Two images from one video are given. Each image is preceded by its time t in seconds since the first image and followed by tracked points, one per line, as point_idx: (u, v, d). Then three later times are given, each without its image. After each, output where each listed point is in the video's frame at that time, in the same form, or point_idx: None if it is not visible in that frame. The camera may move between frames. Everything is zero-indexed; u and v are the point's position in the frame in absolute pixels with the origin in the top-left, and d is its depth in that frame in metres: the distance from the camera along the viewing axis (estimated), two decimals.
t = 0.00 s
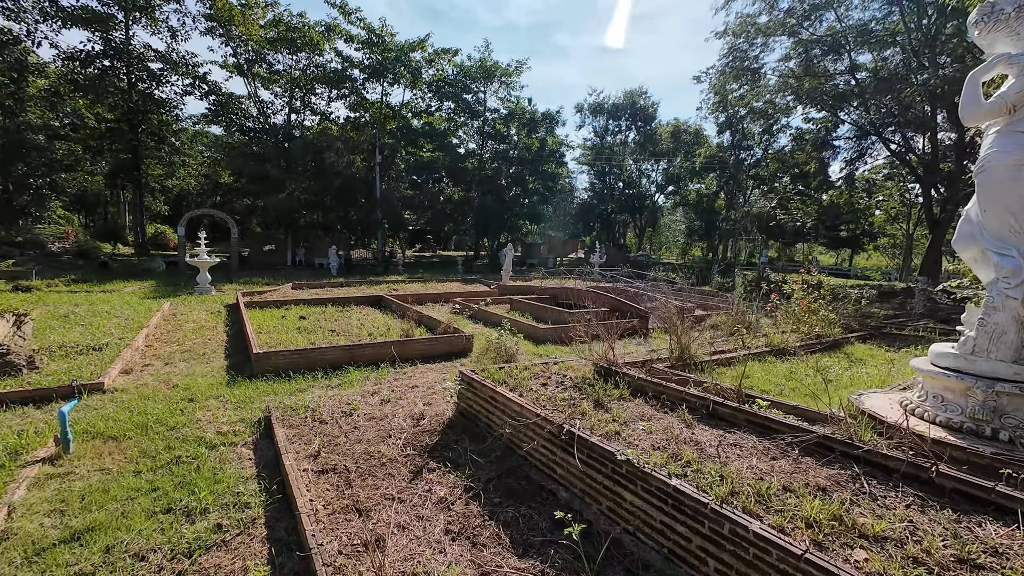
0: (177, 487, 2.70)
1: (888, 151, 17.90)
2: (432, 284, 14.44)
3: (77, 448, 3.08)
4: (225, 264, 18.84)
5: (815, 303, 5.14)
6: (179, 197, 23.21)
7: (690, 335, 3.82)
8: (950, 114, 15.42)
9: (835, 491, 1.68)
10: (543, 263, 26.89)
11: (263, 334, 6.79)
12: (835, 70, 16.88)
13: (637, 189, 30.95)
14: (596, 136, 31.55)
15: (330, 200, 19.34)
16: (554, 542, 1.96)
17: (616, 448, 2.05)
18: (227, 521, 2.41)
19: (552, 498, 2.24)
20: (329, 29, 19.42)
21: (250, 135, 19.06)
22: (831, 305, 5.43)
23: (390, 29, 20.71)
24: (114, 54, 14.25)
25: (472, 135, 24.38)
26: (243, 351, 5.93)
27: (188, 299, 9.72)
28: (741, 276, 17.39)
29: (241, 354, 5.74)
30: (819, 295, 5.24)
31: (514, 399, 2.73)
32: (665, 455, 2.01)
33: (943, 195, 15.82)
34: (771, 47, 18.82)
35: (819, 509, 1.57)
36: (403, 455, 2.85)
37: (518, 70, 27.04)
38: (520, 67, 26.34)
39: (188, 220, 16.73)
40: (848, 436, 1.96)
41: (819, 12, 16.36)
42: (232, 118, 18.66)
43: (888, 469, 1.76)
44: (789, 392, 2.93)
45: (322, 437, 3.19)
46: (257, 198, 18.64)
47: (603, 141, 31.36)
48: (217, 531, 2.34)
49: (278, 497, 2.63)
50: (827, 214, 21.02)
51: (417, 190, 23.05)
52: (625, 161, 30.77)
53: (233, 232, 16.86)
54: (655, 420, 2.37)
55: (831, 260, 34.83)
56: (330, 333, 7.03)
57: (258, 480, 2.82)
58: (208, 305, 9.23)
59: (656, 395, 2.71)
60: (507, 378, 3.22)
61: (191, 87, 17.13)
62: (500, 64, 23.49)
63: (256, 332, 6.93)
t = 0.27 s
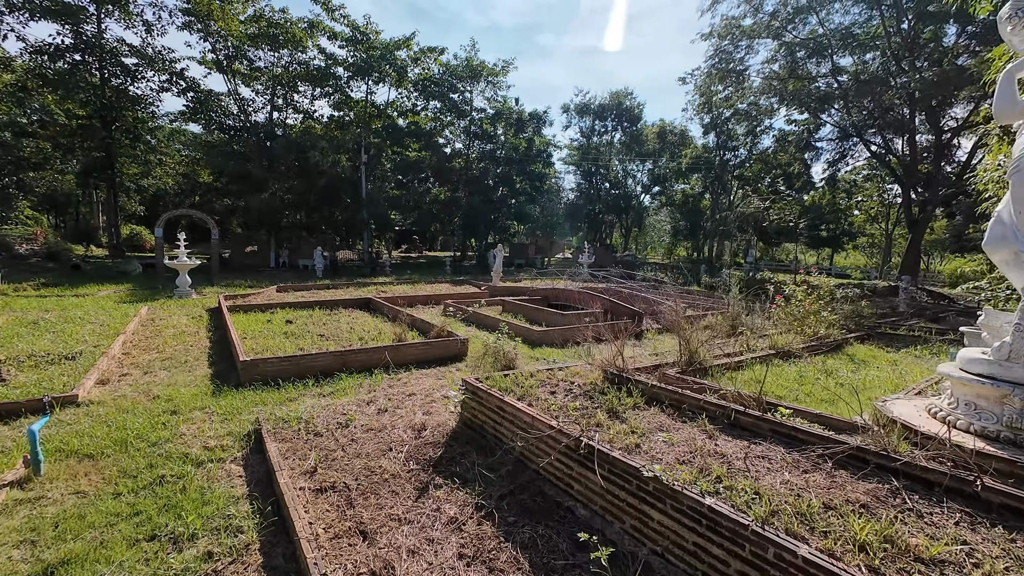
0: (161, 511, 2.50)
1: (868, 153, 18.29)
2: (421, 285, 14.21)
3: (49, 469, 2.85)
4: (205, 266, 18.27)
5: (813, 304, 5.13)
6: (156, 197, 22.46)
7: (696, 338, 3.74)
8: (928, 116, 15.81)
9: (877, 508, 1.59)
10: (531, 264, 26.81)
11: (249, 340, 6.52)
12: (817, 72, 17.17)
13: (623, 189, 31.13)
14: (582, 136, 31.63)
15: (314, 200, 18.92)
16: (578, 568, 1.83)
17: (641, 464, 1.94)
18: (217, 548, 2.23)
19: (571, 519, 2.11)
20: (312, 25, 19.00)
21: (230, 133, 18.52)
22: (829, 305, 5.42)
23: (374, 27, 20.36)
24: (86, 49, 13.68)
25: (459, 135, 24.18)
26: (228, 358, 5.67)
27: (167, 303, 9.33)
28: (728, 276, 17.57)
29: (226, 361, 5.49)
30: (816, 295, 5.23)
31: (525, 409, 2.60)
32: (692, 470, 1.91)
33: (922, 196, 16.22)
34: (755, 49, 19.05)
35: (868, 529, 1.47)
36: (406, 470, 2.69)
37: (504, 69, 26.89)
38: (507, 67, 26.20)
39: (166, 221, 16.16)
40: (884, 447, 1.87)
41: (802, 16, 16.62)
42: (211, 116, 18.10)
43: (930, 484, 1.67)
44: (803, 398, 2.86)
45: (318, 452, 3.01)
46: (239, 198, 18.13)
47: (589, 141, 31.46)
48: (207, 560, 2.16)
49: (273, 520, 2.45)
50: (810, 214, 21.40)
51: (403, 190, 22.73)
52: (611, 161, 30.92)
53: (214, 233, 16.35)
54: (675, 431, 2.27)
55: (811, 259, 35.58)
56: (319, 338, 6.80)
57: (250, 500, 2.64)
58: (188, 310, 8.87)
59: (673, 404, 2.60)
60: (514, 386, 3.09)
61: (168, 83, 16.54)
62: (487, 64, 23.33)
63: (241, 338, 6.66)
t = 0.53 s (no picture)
0: (142, 537, 2.31)
1: (850, 155, 18.66)
2: (410, 287, 13.99)
3: (16, 492, 2.63)
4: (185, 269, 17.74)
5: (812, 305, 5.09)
6: (133, 198, 21.78)
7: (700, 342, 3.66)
8: (907, 119, 16.18)
9: (913, 524, 1.51)
10: (520, 265, 26.71)
11: (233, 346, 6.28)
12: (801, 75, 17.44)
13: (611, 190, 31.25)
14: (570, 137, 31.68)
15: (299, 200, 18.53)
16: None
17: (659, 480, 1.84)
18: None
19: (584, 536, 2.01)
20: (295, 22, 18.62)
21: (211, 132, 18.01)
22: (826, 306, 5.39)
23: (360, 25, 20.05)
24: (57, 44, 13.15)
25: (446, 135, 23.98)
26: (212, 365, 5.44)
27: (145, 308, 8.97)
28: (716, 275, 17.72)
29: (209, 369, 5.26)
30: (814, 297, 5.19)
31: (531, 420, 2.49)
32: (714, 485, 1.81)
33: (902, 197, 16.60)
34: (740, 52, 19.29)
35: (909, 549, 1.39)
36: (406, 486, 2.55)
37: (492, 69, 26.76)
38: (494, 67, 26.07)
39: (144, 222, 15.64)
40: (910, 457, 1.80)
41: (785, 19, 16.86)
42: (191, 114, 17.58)
43: (964, 496, 1.60)
44: (814, 403, 2.79)
45: (311, 466, 2.85)
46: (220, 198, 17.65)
47: (577, 142, 31.52)
48: None
49: (264, 544, 2.29)
50: (793, 215, 21.74)
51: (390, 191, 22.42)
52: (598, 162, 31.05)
53: (195, 234, 15.88)
54: (690, 441, 2.17)
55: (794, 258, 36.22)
56: (307, 343, 6.59)
57: (238, 522, 2.47)
58: (168, 314, 8.55)
59: (684, 412, 2.52)
60: (516, 394, 2.97)
61: (144, 80, 16.01)
62: (474, 63, 23.17)
63: (225, 344, 6.41)
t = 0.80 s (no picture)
0: (107, 566, 2.09)
1: (834, 155, 18.93)
2: (399, 288, 13.73)
3: None
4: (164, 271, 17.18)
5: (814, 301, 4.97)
6: (109, 198, 21.04)
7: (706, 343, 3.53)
8: (890, 119, 16.44)
9: (963, 543, 1.39)
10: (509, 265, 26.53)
11: (214, 351, 6.00)
12: (786, 76, 17.62)
13: (599, 190, 31.28)
14: (558, 137, 31.64)
15: (283, 200, 18.09)
16: None
17: (682, 496, 1.69)
18: None
19: (599, 557, 1.85)
20: (278, 18, 18.18)
21: (191, 130, 17.48)
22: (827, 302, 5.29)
23: (345, 22, 19.68)
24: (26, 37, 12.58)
25: (433, 134, 23.70)
26: (192, 371, 5.17)
27: (121, 311, 8.59)
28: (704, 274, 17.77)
29: (188, 376, 4.99)
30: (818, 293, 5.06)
31: (536, 430, 2.32)
32: (740, 500, 1.67)
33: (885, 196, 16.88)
34: (727, 52, 19.42)
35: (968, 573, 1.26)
36: (401, 503, 2.36)
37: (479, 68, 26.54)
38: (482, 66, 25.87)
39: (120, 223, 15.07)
40: (949, 467, 1.68)
41: (771, 20, 17.00)
42: (169, 112, 17.03)
43: (1012, 510, 1.48)
44: (831, 408, 2.67)
45: (297, 482, 2.65)
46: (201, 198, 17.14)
47: (565, 142, 31.49)
48: None
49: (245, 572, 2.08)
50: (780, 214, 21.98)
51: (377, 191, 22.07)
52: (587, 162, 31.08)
53: (174, 235, 15.37)
54: (707, 451, 2.04)
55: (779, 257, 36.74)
56: (292, 347, 6.33)
57: (218, 546, 2.26)
58: (145, 318, 8.18)
59: (698, 419, 2.38)
60: (518, 401, 2.80)
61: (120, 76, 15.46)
62: (461, 62, 22.95)
63: (206, 349, 6.12)
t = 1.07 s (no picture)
0: None
1: (822, 151, 19.06)
2: (389, 288, 13.45)
3: None
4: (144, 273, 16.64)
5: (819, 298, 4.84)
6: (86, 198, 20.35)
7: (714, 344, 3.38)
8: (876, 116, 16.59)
9: None
10: (500, 264, 26.32)
11: (196, 357, 5.72)
12: (774, 72, 17.67)
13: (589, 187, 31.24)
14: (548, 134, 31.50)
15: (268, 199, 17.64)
16: None
17: (713, 521, 1.52)
18: None
19: None
20: (261, 13, 17.70)
21: (170, 128, 16.94)
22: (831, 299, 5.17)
23: (329, 17, 19.26)
24: None
25: (422, 132, 23.36)
26: (171, 380, 4.90)
27: (96, 316, 8.21)
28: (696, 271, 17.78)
29: (166, 385, 4.71)
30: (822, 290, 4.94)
31: (543, 444, 2.14)
32: (776, 524, 1.51)
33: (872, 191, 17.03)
34: (716, 48, 19.43)
35: None
36: (397, 526, 2.16)
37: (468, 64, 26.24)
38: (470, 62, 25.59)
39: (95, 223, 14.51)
40: (1003, 483, 1.54)
41: (759, 16, 17.03)
42: (148, 108, 16.48)
43: None
44: (853, 414, 2.52)
45: (282, 503, 2.43)
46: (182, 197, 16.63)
47: (555, 139, 31.36)
48: None
49: None
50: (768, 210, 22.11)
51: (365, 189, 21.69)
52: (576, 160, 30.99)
53: (154, 235, 14.86)
54: (731, 466, 1.88)
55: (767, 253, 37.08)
56: (277, 352, 6.07)
57: None
58: (122, 323, 7.82)
59: (718, 429, 2.23)
60: (521, 411, 2.62)
61: (95, 72, 14.89)
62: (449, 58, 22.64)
63: (186, 355, 5.83)
